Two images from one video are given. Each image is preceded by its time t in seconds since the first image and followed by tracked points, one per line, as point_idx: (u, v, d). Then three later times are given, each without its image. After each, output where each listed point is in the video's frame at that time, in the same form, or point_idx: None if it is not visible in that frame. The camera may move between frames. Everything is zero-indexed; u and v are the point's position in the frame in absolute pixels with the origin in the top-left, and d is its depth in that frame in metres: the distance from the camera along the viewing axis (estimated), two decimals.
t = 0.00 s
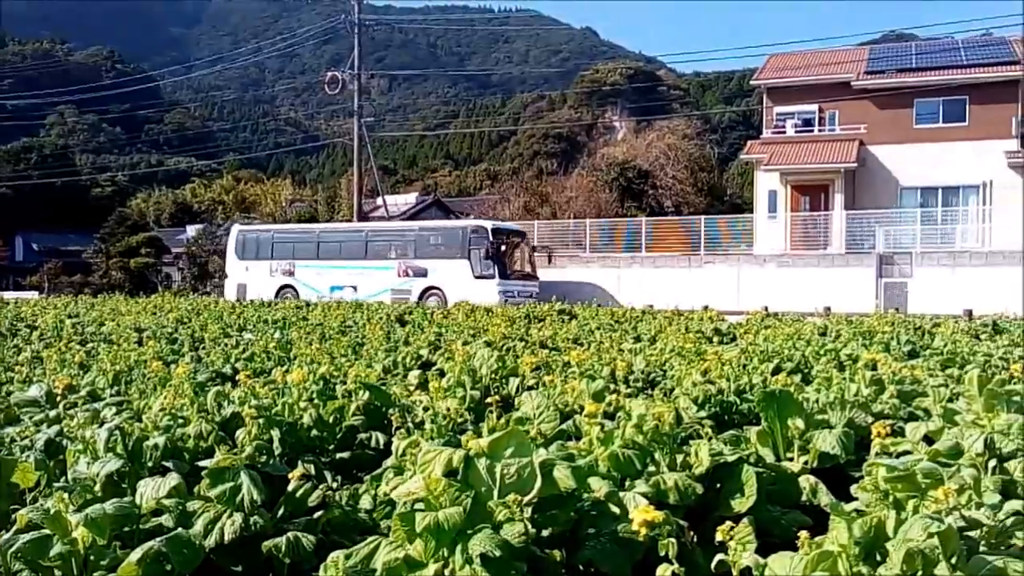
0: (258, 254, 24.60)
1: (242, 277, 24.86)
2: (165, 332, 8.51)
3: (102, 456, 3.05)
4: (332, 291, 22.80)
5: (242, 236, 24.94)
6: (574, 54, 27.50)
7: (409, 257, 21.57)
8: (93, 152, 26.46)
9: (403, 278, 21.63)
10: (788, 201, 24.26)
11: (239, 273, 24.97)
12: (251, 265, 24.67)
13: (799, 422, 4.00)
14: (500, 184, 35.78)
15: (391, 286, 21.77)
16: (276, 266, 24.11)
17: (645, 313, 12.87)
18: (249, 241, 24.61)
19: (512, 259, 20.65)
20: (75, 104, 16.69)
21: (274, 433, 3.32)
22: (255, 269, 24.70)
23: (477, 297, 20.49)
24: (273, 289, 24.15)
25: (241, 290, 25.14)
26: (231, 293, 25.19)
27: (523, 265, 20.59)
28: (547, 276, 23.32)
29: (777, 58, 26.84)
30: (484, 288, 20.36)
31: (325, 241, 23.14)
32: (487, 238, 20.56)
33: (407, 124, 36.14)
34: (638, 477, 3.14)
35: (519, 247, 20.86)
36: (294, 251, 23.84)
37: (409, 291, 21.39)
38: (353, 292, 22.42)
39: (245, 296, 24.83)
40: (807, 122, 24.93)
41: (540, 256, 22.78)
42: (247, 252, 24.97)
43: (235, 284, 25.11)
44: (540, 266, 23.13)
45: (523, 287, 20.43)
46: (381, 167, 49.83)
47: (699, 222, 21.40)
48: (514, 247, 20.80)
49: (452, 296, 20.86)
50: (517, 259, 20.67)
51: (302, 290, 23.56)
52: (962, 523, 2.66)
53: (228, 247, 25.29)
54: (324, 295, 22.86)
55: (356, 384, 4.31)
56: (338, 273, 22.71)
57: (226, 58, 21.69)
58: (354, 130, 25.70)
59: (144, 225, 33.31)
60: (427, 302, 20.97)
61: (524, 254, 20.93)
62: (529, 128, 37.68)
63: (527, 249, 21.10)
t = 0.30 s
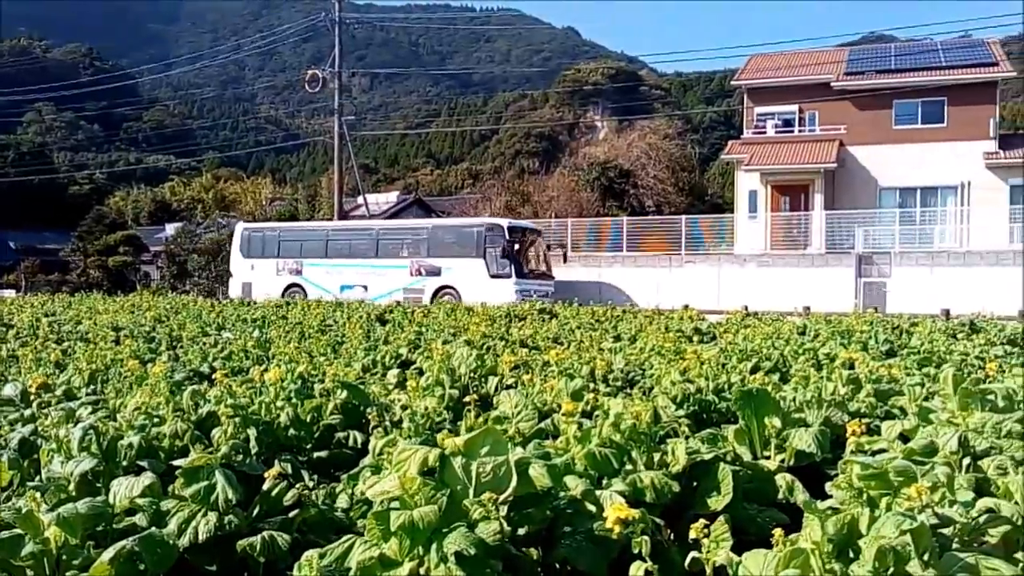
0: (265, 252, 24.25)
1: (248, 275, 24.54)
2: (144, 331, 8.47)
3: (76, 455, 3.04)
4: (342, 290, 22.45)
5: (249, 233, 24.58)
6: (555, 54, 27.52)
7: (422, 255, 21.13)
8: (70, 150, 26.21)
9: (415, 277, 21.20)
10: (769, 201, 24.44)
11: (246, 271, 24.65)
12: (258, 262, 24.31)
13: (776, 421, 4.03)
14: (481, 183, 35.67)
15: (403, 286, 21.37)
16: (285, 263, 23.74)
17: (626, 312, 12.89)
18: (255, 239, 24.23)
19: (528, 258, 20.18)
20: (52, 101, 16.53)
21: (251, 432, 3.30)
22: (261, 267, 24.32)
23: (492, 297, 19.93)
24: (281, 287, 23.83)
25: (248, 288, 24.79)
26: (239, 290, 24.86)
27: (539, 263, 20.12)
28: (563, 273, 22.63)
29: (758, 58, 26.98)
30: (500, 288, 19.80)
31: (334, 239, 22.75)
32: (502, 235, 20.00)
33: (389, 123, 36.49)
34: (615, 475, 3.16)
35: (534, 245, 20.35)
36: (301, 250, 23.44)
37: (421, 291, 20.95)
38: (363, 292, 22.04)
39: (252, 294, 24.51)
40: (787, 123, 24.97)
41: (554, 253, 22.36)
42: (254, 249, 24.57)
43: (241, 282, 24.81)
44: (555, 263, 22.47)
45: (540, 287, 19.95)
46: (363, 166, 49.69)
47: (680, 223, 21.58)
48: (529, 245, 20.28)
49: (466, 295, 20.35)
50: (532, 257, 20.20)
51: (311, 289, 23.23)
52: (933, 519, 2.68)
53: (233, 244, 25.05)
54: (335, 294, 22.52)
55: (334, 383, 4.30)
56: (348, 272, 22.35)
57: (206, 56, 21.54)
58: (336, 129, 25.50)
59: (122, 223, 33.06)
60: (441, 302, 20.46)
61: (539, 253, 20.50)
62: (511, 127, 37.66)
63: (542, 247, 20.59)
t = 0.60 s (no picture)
0: (276, 248, 23.89)
1: (259, 271, 24.16)
2: (121, 327, 8.40)
3: (50, 451, 3.02)
4: (358, 287, 22.21)
5: (259, 228, 24.20)
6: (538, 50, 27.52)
7: (442, 252, 20.87)
8: (47, 143, 25.96)
9: (434, 274, 21.01)
10: (750, 199, 24.44)
11: (257, 267, 24.26)
12: (268, 258, 24.00)
13: (753, 417, 4.06)
14: (463, 180, 35.53)
15: (422, 283, 21.10)
16: (297, 260, 23.43)
17: (607, 309, 12.91)
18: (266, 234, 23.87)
19: (550, 254, 19.96)
20: (28, 94, 16.34)
21: (227, 428, 3.28)
22: (273, 263, 23.94)
23: (516, 294, 19.74)
24: (293, 284, 23.50)
25: (258, 284, 24.47)
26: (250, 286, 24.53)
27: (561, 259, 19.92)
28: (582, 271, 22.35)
29: (739, 57, 27.10)
30: (523, 285, 19.59)
31: (348, 236, 22.46)
32: (525, 231, 19.76)
33: (370, 118, 36.32)
34: (593, 471, 3.16)
35: (556, 240, 20.12)
36: (314, 246, 23.10)
37: (441, 288, 20.75)
38: (379, 289, 21.78)
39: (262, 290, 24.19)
40: (768, 122, 25.16)
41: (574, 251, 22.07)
42: (264, 245, 24.25)
43: (252, 279, 24.43)
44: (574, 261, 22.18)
45: (563, 283, 19.76)
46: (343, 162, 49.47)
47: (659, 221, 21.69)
48: (550, 240, 20.07)
49: (487, 293, 20.15)
50: (555, 253, 20.00)
51: (324, 286, 22.91)
52: (906, 515, 2.71)
53: (243, 240, 24.71)
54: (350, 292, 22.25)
55: (311, 379, 4.28)
56: (362, 269, 22.08)
57: (185, 49, 21.38)
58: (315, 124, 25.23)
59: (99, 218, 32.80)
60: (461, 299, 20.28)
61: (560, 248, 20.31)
62: (492, 124, 37.57)
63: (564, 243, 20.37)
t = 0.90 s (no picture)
0: (286, 247, 23.19)
1: (267, 271, 23.37)
2: (95, 328, 8.31)
3: (20, 454, 2.99)
4: (371, 287, 21.64)
5: (266, 227, 23.51)
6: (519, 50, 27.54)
7: (460, 252, 20.57)
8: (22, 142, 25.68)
9: (451, 274, 20.62)
10: (729, 199, 24.62)
11: (264, 267, 23.47)
12: (277, 258, 23.30)
13: (731, 416, 4.08)
14: (444, 179, 35.44)
15: (439, 283, 20.70)
16: (306, 259, 22.78)
17: (587, 309, 12.94)
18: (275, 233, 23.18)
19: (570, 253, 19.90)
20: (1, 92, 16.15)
21: (202, 429, 3.26)
22: (282, 263, 23.22)
23: (537, 294, 19.56)
24: (304, 284, 22.81)
25: (266, 285, 23.73)
26: (257, 287, 23.73)
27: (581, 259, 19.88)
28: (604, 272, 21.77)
29: (719, 58, 27.23)
30: (545, 284, 19.45)
31: (362, 234, 21.87)
32: (547, 229, 19.64)
33: (350, 118, 36.15)
34: (569, 471, 3.16)
35: (575, 239, 20.15)
36: (326, 245, 22.46)
37: (459, 288, 20.41)
38: (394, 289, 21.26)
39: (270, 291, 23.46)
40: (748, 122, 25.22)
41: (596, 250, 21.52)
42: (273, 244, 23.53)
43: (260, 280, 23.61)
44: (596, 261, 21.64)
45: (583, 283, 19.68)
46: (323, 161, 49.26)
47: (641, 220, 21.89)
48: (570, 239, 20.03)
49: (507, 292, 19.91)
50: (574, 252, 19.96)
51: (337, 287, 22.24)
52: (880, 513, 2.73)
53: (250, 240, 23.91)
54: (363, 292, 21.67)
55: (288, 380, 4.26)
56: (378, 268, 21.51)
57: (162, 47, 21.20)
58: (295, 122, 25.02)
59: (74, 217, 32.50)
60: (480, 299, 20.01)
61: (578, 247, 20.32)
62: (473, 123, 37.53)
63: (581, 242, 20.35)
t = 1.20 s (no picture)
0: (291, 247, 22.36)
1: (271, 272, 22.47)
2: (63, 329, 8.19)
3: None
4: (382, 288, 20.93)
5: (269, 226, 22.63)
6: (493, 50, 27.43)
7: (474, 252, 19.99)
8: None
9: (465, 275, 20.05)
10: (703, 200, 24.71)
11: (268, 268, 22.57)
12: (282, 258, 22.46)
13: (702, 416, 4.10)
14: (418, 179, 35.32)
15: (452, 284, 20.12)
16: (313, 259, 21.99)
17: (561, 309, 12.92)
18: (278, 232, 22.37)
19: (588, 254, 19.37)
20: None
21: (168, 432, 3.23)
22: (288, 263, 22.34)
23: (555, 295, 19.04)
24: (310, 286, 22.00)
25: (268, 286, 22.83)
26: (260, 288, 22.77)
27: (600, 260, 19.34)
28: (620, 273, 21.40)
29: (693, 59, 27.36)
30: (564, 286, 18.92)
31: (374, 234, 21.15)
32: (565, 229, 19.13)
33: (323, 117, 35.93)
34: (539, 471, 3.16)
35: (594, 239, 19.54)
36: (334, 245, 21.70)
37: (473, 289, 19.83)
38: (406, 290, 20.60)
39: (274, 292, 22.61)
40: (721, 123, 25.40)
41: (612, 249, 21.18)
42: (277, 244, 22.67)
43: (263, 281, 22.63)
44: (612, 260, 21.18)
45: (601, 284, 19.23)
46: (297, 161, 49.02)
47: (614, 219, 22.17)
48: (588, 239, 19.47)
49: (524, 294, 19.39)
50: (594, 253, 19.40)
51: (345, 289, 21.45)
52: (845, 510, 2.76)
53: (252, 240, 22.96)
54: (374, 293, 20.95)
55: (258, 382, 4.22)
56: (390, 269, 20.79)
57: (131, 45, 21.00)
58: (268, 122, 24.84)
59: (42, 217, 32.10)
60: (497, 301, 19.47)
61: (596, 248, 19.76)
62: (448, 124, 37.44)
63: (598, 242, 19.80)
